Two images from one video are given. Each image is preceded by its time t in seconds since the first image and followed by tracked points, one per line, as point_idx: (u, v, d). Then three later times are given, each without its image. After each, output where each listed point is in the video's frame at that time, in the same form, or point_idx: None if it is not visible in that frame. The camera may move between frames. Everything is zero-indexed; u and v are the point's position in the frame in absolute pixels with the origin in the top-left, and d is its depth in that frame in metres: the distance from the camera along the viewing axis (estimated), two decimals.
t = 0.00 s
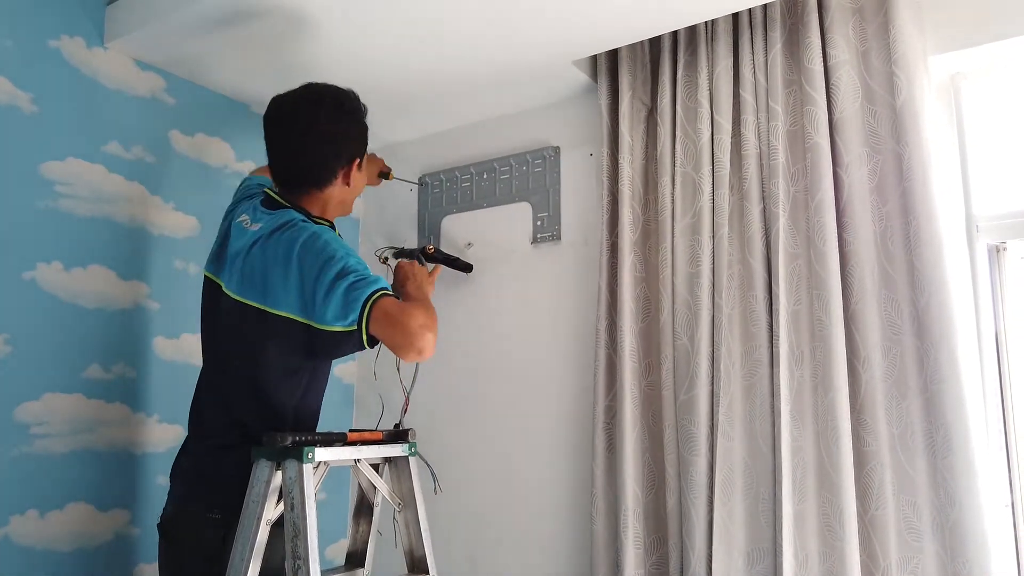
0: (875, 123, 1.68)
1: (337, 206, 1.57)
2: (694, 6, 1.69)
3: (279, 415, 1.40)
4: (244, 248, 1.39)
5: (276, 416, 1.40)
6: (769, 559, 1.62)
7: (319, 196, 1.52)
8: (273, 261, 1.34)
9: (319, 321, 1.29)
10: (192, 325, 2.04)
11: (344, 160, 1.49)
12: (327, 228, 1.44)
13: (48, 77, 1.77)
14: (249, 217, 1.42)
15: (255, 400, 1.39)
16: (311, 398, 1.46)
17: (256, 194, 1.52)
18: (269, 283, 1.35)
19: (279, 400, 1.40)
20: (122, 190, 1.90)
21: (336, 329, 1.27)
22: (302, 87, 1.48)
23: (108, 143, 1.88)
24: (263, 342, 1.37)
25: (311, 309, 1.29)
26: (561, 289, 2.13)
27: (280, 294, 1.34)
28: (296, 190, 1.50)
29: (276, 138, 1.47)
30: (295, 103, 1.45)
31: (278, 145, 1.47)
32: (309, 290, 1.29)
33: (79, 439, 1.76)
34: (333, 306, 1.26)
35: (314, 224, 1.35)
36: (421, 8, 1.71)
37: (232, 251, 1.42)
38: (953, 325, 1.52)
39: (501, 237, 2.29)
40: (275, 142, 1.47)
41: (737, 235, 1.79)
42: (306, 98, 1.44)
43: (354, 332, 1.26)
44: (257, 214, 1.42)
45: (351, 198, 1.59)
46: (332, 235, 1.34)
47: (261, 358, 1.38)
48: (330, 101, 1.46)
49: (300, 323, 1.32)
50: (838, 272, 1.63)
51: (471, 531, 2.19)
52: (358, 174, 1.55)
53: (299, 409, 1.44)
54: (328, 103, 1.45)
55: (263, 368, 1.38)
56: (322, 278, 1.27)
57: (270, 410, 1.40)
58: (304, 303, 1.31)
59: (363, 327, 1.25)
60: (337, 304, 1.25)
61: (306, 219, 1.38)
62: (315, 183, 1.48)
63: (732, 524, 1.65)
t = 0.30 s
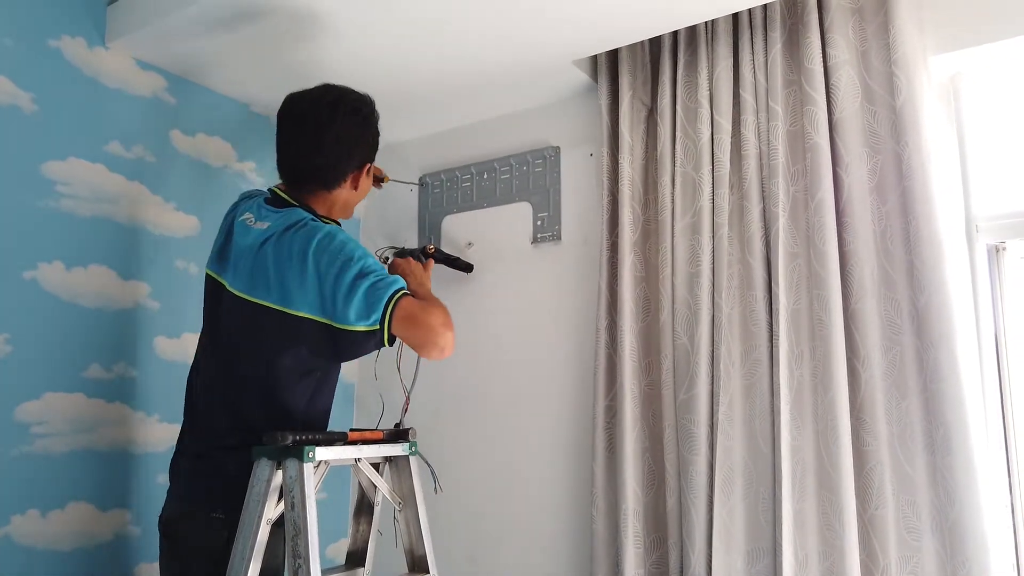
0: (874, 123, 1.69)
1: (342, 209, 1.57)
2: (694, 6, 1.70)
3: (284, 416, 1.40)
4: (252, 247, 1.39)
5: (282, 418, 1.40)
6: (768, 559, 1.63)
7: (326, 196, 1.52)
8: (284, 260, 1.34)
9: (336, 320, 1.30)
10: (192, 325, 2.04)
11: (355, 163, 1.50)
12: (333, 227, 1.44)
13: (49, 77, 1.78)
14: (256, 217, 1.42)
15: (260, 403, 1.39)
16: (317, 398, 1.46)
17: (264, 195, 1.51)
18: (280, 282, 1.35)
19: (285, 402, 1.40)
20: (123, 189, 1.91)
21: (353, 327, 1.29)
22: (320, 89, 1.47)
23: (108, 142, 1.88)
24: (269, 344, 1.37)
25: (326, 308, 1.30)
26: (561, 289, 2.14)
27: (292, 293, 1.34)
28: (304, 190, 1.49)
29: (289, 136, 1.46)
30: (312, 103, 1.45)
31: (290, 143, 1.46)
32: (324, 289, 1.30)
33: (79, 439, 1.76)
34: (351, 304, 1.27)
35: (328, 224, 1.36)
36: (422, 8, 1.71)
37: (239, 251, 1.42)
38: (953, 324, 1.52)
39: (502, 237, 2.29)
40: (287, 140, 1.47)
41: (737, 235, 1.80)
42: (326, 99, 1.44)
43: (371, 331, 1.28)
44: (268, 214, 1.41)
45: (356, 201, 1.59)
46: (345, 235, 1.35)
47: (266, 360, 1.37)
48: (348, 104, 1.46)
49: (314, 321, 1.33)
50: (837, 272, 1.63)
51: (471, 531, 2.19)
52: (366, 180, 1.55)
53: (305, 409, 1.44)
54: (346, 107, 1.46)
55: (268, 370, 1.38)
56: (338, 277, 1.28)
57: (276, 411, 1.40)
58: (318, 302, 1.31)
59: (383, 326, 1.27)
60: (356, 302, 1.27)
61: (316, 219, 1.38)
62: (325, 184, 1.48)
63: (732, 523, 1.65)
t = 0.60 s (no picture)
0: (873, 124, 1.69)
1: (349, 215, 1.56)
2: (693, 7, 1.70)
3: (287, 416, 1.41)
4: (257, 248, 1.38)
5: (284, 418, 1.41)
6: (766, 559, 1.63)
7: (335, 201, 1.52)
8: (289, 262, 1.34)
9: (345, 321, 1.31)
10: (192, 325, 2.04)
11: (367, 170, 1.51)
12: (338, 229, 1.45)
13: (49, 77, 1.78)
14: (261, 218, 1.41)
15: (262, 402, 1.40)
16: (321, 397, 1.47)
17: (266, 195, 1.51)
18: (285, 284, 1.34)
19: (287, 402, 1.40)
20: (122, 189, 1.91)
21: (364, 328, 1.30)
22: (338, 96, 1.49)
23: (107, 143, 1.88)
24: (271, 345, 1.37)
25: (334, 309, 1.31)
26: (560, 289, 2.14)
27: (298, 295, 1.33)
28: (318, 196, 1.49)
29: (306, 142, 1.47)
30: (331, 109, 1.46)
31: (307, 148, 1.46)
32: (332, 292, 1.30)
33: (77, 439, 1.76)
34: (361, 305, 1.28)
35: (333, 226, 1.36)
36: (422, 9, 1.72)
37: (243, 252, 1.41)
38: (951, 324, 1.53)
39: (501, 237, 2.29)
40: (304, 146, 1.47)
41: (735, 235, 1.80)
42: (345, 106, 1.46)
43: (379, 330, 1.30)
44: (272, 215, 1.41)
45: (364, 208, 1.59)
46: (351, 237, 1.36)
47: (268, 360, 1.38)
48: (365, 112, 1.47)
49: (321, 323, 1.33)
50: (836, 272, 1.63)
51: (470, 531, 2.19)
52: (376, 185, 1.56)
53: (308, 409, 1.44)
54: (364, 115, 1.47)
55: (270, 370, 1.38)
56: (348, 278, 1.28)
57: (279, 411, 1.40)
58: (325, 303, 1.31)
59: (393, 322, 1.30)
60: (367, 304, 1.28)
61: (322, 221, 1.38)
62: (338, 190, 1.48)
63: (730, 523, 1.65)
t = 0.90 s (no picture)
0: (872, 123, 1.69)
1: (339, 210, 1.59)
2: (691, 6, 1.70)
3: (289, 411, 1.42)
4: (251, 246, 1.38)
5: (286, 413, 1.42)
6: (765, 558, 1.63)
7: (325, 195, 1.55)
8: (285, 255, 1.33)
9: (349, 305, 1.31)
10: (191, 324, 2.04)
11: (351, 164, 1.54)
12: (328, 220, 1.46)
13: (48, 77, 1.78)
14: (252, 218, 1.42)
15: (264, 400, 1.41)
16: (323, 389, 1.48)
17: (253, 197, 1.51)
18: (283, 277, 1.34)
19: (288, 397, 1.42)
20: (121, 189, 1.91)
21: (368, 309, 1.31)
22: (318, 92, 1.52)
23: (106, 142, 1.88)
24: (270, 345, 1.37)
25: (338, 296, 1.31)
26: (559, 289, 2.14)
27: (296, 287, 1.33)
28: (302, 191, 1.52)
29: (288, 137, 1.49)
30: (313, 104, 1.49)
31: (291, 144, 1.49)
32: (332, 278, 1.31)
33: (75, 439, 1.76)
34: (363, 287, 1.30)
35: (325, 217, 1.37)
36: (420, 8, 1.72)
37: (236, 251, 1.40)
38: (950, 324, 1.53)
39: (499, 236, 2.29)
40: (287, 141, 1.49)
41: (734, 234, 1.80)
42: (326, 101, 1.49)
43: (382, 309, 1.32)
44: (263, 214, 1.41)
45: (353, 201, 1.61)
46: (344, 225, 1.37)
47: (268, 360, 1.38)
48: (346, 106, 1.51)
49: (324, 311, 1.33)
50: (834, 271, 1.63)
51: (469, 531, 2.19)
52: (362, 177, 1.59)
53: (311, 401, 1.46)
54: (345, 109, 1.50)
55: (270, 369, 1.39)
56: (348, 262, 1.29)
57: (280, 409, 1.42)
58: (327, 291, 1.31)
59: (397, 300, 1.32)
60: (370, 285, 1.30)
61: (312, 214, 1.39)
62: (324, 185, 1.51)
63: (729, 522, 1.65)
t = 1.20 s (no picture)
0: (871, 121, 1.68)
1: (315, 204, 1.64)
2: (690, 4, 1.69)
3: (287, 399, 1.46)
4: (235, 242, 1.42)
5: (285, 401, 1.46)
6: (764, 557, 1.62)
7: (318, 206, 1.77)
8: (269, 244, 1.38)
9: (341, 286, 1.41)
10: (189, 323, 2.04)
11: (324, 156, 1.61)
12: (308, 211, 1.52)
13: (45, 75, 1.77)
14: (230, 218, 1.46)
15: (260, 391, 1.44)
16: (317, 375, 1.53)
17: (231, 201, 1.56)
18: (268, 268, 1.37)
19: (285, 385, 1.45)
20: (119, 188, 1.90)
21: (362, 288, 1.43)
22: (288, 89, 1.59)
23: (105, 141, 1.88)
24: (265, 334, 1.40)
25: (329, 279, 1.40)
26: (558, 288, 2.13)
27: (285, 275, 1.38)
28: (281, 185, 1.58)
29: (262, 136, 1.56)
30: (282, 100, 1.55)
31: (264, 140, 1.55)
32: (326, 262, 1.39)
33: (73, 437, 1.75)
34: (355, 267, 1.41)
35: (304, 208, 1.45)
36: (418, 7, 1.71)
37: (219, 250, 1.45)
38: (949, 322, 1.52)
39: (498, 235, 2.29)
40: (261, 139, 1.56)
41: (733, 233, 1.80)
42: (293, 95, 1.56)
43: (373, 287, 1.45)
44: (241, 212, 1.46)
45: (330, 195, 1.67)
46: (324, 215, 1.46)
47: (263, 351, 1.42)
48: (314, 100, 1.57)
49: (315, 296, 1.40)
50: (834, 270, 1.63)
51: (467, 530, 2.19)
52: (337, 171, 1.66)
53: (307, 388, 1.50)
54: (314, 102, 1.56)
55: (266, 359, 1.42)
56: (339, 245, 1.40)
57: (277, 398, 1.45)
58: (316, 274, 1.38)
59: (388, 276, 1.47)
60: (365, 265, 1.42)
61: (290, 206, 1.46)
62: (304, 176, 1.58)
63: (728, 521, 1.65)
